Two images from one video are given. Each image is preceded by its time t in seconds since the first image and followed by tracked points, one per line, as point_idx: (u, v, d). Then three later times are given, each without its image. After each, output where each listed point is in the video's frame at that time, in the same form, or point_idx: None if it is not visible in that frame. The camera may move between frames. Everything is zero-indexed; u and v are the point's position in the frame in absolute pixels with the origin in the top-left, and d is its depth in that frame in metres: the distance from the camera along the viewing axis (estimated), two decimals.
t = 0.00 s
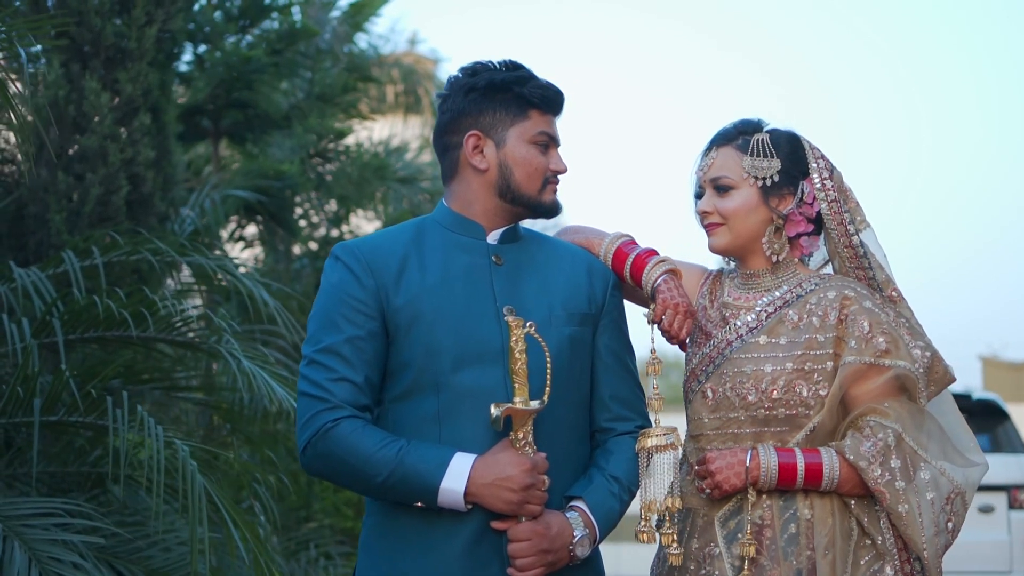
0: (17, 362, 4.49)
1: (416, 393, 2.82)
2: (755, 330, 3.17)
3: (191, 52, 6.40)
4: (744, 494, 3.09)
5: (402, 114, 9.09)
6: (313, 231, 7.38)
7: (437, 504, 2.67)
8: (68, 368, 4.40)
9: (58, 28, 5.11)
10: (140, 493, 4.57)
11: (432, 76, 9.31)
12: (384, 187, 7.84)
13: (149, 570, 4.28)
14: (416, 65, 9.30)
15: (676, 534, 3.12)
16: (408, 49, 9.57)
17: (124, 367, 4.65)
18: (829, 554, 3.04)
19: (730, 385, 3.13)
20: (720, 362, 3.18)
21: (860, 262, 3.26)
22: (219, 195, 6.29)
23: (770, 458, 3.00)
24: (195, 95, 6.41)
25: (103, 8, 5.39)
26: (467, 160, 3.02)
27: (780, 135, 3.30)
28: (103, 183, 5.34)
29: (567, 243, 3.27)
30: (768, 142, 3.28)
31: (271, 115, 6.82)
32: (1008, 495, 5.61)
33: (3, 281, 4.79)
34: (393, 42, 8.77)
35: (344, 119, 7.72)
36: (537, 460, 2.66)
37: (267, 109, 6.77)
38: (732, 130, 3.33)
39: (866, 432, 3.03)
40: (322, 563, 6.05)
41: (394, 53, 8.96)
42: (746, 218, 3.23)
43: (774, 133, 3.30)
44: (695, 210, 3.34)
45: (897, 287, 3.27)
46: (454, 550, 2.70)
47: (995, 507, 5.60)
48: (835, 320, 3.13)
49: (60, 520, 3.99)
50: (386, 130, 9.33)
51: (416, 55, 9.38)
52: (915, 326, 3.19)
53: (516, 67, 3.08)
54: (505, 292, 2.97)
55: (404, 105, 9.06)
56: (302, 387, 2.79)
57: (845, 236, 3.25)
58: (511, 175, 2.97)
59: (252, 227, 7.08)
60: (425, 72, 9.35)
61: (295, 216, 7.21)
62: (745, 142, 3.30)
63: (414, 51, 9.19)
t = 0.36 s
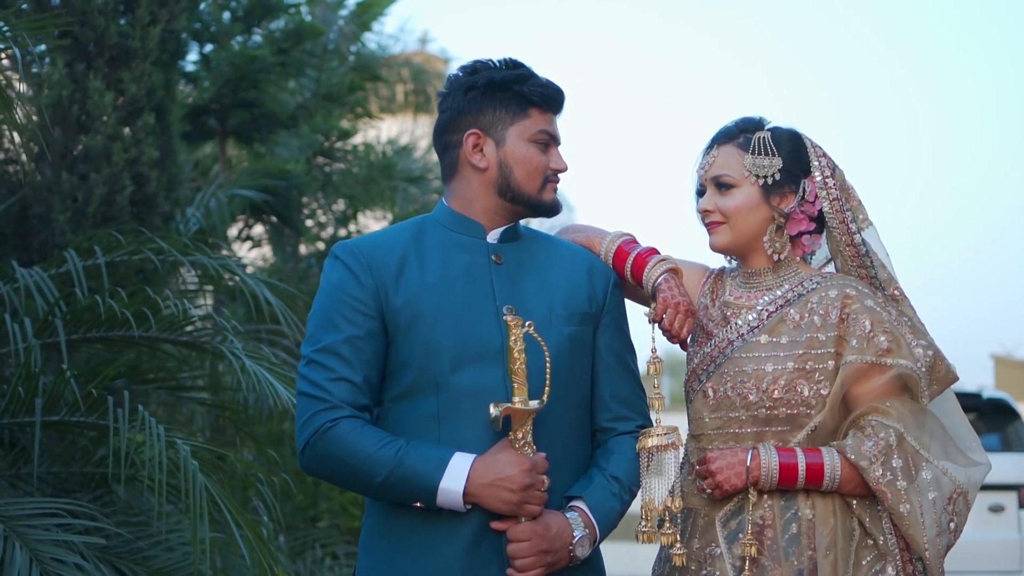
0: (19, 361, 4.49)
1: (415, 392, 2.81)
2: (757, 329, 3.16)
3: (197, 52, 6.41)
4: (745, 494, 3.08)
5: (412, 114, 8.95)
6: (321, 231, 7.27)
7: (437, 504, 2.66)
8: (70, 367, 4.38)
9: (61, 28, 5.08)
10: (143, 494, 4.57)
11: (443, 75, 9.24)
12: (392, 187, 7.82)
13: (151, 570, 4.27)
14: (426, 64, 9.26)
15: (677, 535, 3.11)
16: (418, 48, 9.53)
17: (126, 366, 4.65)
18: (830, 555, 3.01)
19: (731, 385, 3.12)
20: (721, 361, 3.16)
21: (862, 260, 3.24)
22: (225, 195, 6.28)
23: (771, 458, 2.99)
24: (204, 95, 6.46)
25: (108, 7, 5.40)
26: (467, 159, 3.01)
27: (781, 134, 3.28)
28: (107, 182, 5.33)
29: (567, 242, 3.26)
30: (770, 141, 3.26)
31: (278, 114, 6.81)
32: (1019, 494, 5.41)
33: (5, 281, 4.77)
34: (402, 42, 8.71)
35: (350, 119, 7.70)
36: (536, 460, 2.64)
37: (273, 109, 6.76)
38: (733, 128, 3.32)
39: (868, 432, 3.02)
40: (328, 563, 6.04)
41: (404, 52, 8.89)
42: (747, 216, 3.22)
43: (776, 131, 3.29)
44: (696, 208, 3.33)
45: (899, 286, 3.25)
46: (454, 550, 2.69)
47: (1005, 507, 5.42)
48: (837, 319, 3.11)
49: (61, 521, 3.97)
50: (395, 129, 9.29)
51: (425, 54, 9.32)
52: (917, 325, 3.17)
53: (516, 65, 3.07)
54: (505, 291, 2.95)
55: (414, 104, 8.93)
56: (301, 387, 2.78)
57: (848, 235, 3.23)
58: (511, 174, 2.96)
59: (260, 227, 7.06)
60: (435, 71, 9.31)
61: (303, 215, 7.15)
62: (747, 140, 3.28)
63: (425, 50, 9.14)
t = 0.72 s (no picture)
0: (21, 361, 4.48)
1: (414, 393, 2.80)
2: (757, 330, 3.15)
3: (203, 51, 6.42)
4: (746, 494, 3.07)
5: (421, 113, 8.80)
6: (329, 232, 7.31)
7: (435, 505, 2.65)
8: (71, 368, 4.37)
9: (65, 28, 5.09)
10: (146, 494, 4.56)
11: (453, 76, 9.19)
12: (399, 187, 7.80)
13: (153, 571, 4.26)
14: (436, 64, 9.23)
15: (678, 535, 3.09)
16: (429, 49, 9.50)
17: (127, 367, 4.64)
18: (830, 556, 3.00)
19: (732, 385, 3.11)
20: (721, 361, 3.15)
21: (864, 260, 3.22)
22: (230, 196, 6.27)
23: (771, 459, 2.98)
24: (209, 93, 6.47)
25: (111, 8, 5.40)
26: (467, 158, 3.00)
27: (782, 133, 3.26)
28: (111, 182, 5.32)
29: (568, 242, 3.25)
30: (770, 140, 3.25)
31: (285, 115, 6.76)
32: None
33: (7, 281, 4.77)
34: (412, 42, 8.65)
35: (357, 119, 7.69)
36: (535, 461, 2.63)
37: (280, 109, 6.72)
38: (734, 127, 3.30)
39: (869, 432, 3.00)
40: (332, 563, 6.03)
41: (415, 53, 8.81)
42: (747, 216, 3.21)
43: (776, 130, 3.27)
44: (697, 208, 3.31)
45: (901, 285, 3.23)
46: (452, 551, 2.68)
47: (1015, 507, 5.28)
48: (838, 319, 3.10)
49: (63, 523, 3.96)
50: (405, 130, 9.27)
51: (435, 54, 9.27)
52: (919, 325, 3.15)
53: (516, 64, 3.06)
54: (504, 291, 2.94)
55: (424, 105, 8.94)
56: (300, 387, 2.78)
57: (849, 234, 3.21)
58: (510, 174, 2.95)
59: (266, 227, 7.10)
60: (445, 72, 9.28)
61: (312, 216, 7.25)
62: (747, 139, 3.27)
63: (435, 51, 9.09)
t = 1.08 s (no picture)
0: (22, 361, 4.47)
1: (413, 392, 2.79)
2: (757, 328, 3.13)
3: (208, 50, 6.38)
4: (746, 493, 3.06)
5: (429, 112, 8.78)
6: (335, 231, 7.36)
7: (433, 504, 2.64)
8: (71, 366, 4.36)
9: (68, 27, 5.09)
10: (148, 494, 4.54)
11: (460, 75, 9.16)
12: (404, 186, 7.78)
13: (154, 571, 4.26)
14: (444, 64, 9.21)
15: (678, 535, 3.07)
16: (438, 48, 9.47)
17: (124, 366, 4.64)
18: (831, 555, 2.98)
19: (731, 383, 3.10)
20: (721, 360, 3.14)
21: (864, 258, 3.20)
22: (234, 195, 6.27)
23: (771, 457, 2.96)
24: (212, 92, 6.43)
25: (113, 7, 5.39)
26: (465, 156, 2.99)
27: (782, 130, 3.25)
28: (114, 182, 5.31)
29: (567, 240, 3.23)
30: (770, 137, 3.24)
31: (288, 113, 6.78)
32: None
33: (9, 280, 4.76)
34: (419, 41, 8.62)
35: (362, 119, 7.68)
36: (533, 460, 2.62)
37: (284, 108, 6.73)
38: (733, 125, 3.29)
39: (869, 430, 2.99)
40: (337, 563, 6.02)
41: (423, 52, 8.79)
42: (747, 214, 3.19)
43: (776, 127, 3.26)
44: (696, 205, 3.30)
45: (902, 283, 3.21)
46: (450, 550, 2.67)
47: None
48: (838, 317, 3.08)
49: (63, 522, 3.95)
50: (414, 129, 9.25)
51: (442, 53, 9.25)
52: (919, 322, 3.14)
53: (515, 62, 3.05)
54: (503, 290, 2.93)
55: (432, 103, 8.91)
56: (298, 386, 2.77)
57: (849, 231, 3.20)
58: (508, 172, 2.94)
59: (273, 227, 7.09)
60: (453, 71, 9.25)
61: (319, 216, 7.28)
62: (747, 136, 3.26)
63: (443, 50, 9.06)
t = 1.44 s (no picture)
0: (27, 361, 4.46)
1: (415, 391, 2.78)
2: (761, 327, 3.12)
3: (217, 50, 6.38)
4: (749, 493, 3.04)
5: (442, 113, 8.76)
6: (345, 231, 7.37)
7: (435, 504, 2.63)
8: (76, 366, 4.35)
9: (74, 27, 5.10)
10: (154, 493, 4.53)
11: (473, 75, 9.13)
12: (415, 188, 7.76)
13: (159, 571, 4.24)
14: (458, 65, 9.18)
15: (682, 535, 3.06)
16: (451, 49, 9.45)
17: (129, 366, 4.63)
18: (835, 555, 2.97)
19: (735, 382, 3.08)
20: (725, 359, 3.13)
21: (869, 256, 3.18)
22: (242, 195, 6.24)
23: (774, 457, 2.95)
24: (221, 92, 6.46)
25: (120, 7, 5.38)
26: (468, 155, 2.98)
27: (786, 128, 3.24)
28: (121, 182, 5.31)
29: (570, 238, 3.22)
30: (774, 135, 3.23)
31: (298, 114, 6.76)
32: None
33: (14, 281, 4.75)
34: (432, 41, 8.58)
35: (372, 119, 7.66)
36: (535, 460, 2.61)
37: (293, 107, 6.73)
38: (737, 123, 3.28)
39: (874, 430, 2.97)
40: (346, 564, 6.01)
41: (436, 53, 8.77)
42: (751, 212, 3.18)
43: (781, 126, 3.25)
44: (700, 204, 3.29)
45: (907, 282, 3.19)
46: (452, 550, 2.66)
47: None
48: (842, 316, 3.07)
49: (68, 522, 3.94)
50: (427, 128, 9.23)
51: (455, 52, 9.22)
52: (925, 321, 3.11)
53: (518, 60, 3.04)
54: (505, 289, 2.92)
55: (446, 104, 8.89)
56: (300, 386, 2.76)
57: (854, 230, 3.17)
58: (511, 170, 2.93)
59: (283, 227, 7.09)
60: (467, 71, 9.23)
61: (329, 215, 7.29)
62: (751, 135, 3.24)
63: (457, 50, 9.03)
